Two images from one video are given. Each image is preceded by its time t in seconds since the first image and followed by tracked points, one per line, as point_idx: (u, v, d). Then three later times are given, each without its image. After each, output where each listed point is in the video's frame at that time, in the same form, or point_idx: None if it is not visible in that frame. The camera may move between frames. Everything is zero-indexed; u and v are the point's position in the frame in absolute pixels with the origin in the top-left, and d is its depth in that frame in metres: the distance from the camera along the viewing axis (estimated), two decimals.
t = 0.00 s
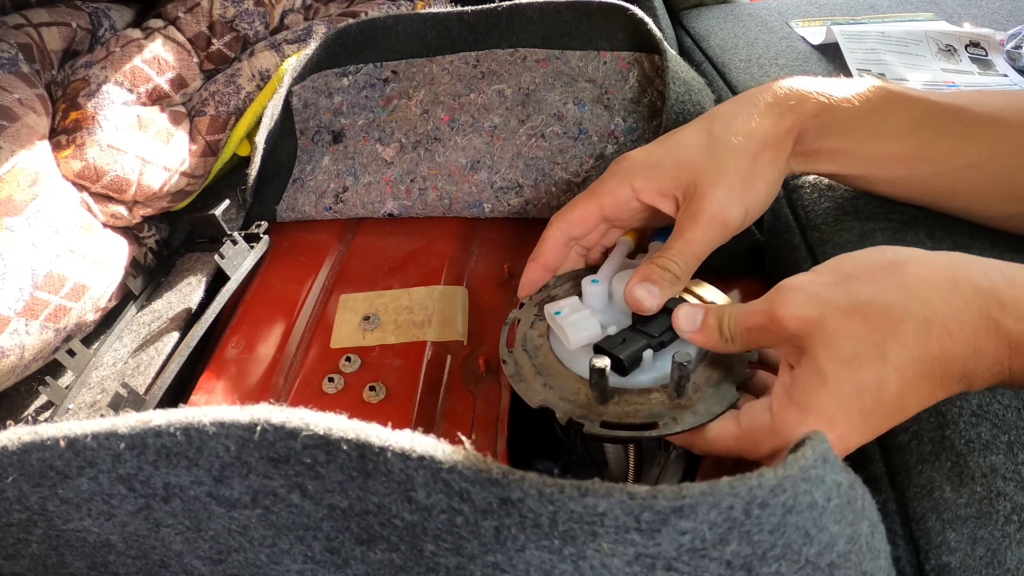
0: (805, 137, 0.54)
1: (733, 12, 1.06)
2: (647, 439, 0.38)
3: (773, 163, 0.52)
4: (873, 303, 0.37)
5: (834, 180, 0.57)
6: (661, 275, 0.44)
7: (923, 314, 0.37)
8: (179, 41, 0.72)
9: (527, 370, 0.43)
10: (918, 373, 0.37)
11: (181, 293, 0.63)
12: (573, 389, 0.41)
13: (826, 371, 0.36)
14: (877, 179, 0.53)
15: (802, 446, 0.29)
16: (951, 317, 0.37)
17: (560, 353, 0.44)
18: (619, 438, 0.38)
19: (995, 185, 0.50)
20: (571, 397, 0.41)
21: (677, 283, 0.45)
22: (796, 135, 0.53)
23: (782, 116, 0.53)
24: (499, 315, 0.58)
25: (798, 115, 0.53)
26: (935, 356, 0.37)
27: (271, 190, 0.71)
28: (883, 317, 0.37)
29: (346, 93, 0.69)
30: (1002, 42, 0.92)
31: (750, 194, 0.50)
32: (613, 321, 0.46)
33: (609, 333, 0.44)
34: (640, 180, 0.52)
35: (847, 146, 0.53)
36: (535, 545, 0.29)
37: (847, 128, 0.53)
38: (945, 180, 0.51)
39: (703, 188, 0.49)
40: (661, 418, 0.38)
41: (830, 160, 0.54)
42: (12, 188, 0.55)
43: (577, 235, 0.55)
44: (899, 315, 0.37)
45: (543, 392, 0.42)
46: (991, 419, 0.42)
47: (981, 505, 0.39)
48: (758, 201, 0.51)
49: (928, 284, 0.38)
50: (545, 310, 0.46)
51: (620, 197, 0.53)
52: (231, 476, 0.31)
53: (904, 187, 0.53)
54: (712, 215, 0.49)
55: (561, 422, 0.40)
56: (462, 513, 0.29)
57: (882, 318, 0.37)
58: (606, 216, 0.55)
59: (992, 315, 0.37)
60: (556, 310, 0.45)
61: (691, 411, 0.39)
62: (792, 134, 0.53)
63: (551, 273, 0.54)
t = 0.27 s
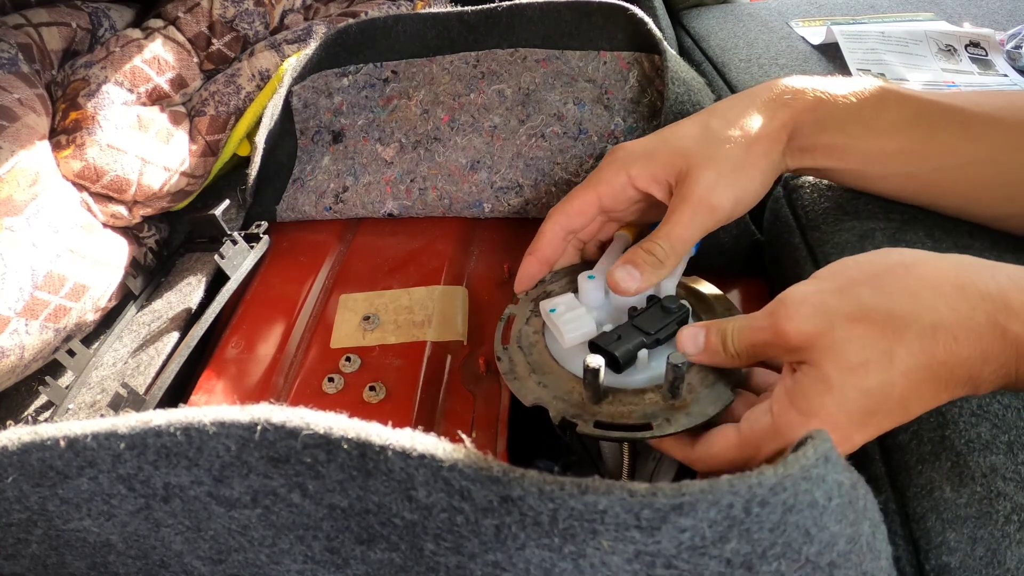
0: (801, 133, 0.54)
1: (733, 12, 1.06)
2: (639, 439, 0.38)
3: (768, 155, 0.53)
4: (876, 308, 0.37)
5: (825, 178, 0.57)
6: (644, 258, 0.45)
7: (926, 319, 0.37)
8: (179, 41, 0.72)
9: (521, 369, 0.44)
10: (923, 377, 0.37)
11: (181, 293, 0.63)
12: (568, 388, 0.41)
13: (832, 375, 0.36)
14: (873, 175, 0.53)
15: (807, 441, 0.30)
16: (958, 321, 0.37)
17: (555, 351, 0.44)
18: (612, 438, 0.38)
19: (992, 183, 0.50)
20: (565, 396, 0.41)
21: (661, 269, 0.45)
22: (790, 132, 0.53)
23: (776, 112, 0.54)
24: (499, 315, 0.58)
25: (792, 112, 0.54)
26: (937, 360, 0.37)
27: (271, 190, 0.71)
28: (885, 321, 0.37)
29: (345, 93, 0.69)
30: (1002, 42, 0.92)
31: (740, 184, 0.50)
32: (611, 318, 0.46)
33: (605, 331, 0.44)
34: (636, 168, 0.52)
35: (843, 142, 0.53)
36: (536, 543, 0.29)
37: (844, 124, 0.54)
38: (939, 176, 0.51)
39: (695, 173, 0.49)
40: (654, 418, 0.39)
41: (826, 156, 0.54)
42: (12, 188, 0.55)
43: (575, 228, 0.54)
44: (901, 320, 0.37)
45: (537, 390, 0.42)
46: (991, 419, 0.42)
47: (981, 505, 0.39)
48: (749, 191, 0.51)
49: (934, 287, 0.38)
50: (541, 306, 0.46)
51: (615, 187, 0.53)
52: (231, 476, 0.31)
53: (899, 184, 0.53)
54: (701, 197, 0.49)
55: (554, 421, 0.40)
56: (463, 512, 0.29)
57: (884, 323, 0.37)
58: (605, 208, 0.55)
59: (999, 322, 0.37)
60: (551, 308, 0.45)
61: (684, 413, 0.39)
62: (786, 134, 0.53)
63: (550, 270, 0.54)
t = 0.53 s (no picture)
0: (800, 145, 0.53)
1: (733, 12, 1.06)
2: (640, 437, 0.38)
3: (761, 168, 0.52)
4: (878, 294, 0.38)
5: (822, 187, 0.57)
6: (629, 271, 0.45)
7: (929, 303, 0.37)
8: (179, 41, 0.72)
9: (523, 373, 0.44)
10: (933, 363, 0.37)
11: (181, 293, 0.63)
12: (568, 390, 0.42)
13: (841, 363, 0.36)
14: (873, 184, 0.53)
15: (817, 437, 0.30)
16: (965, 305, 0.37)
17: (556, 352, 0.44)
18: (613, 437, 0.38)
19: (993, 189, 0.50)
20: (566, 398, 0.41)
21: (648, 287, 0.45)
22: (790, 144, 0.53)
23: (773, 126, 0.53)
24: (499, 315, 0.58)
25: (790, 124, 0.53)
26: (943, 342, 0.37)
27: (271, 190, 0.71)
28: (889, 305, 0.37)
29: (345, 93, 0.69)
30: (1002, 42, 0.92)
31: (733, 194, 0.50)
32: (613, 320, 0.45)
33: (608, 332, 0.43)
34: (631, 175, 0.52)
35: (842, 152, 0.53)
36: (537, 540, 0.29)
37: (842, 134, 0.53)
38: (938, 187, 0.51)
39: (689, 183, 0.49)
40: (654, 417, 0.39)
41: (826, 167, 0.54)
42: (12, 188, 0.55)
43: (575, 237, 0.54)
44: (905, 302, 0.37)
45: (539, 394, 0.42)
46: (991, 419, 0.42)
47: (981, 505, 0.39)
48: (741, 203, 0.51)
49: (940, 274, 0.38)
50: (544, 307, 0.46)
51: (610, 194, 0.53)
52: (231, 476, 0.31)
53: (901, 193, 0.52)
54: (689, 209, 0.48)
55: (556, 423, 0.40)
56: (464, 509, 0.29)
57: (887, 307, 0.37)
58: (602, 216, 0.55)
59: (1006, 304, 0.37)
60: (555, 308, 0.45)
61: (684, 409, 0.39)
62: (783, 143, 0.53)
63: (551, 279, 0.54)
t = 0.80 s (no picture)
0: (796, 145, 0.53)
1: (734, 12, 1.06)
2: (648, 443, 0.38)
3: (759, 168, 0.51)
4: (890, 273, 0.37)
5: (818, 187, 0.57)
6: (639, 289, 0.45)
7: (940, 284, 0.37)
8: (179, 41, 0.72)
9: (529, 379, 0.44)
10: (946, 344, 0.37)
11: (181, 293, 0.63)
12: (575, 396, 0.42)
13: (858, 346, 0.36)
14: (870, 185, 0.53)
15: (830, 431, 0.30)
16: (983, 285, 0.37)
17: (564, 360, 0.44)
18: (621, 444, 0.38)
19: (984, 188, 0.51)
20: (573, 404, 0.41)
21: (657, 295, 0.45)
22: (787, 145, 0.52)
23: (769, 127, 0.52)
24: (499, 315, 0.58)
25: (785, 124, 0.52)
26: (952, 322, 0.36)
27: (271, 190, 0.71)
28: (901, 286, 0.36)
29: (345, 93, 0.69)
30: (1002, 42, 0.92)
31: (729, 194, 0.49)
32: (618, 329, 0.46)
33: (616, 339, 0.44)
34: (627, 178, 0.52)
35: (839, 152, 0.53)
36: (537, 535, 0.29)
37: (839, 135, 0.53)
38: (934, 187, 0.52)
39: (685, 186, 0.49)
40: (661, 423, 0.39)
41: (822, 167, 0.54)
42: (12, 187, 0.55)
43: (573, 236, 0.54)
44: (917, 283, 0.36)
45: (546, 399, 0.42)
46: (991, 419, 0.42)
47: (981, 505, 0.39)
48: (738, 206, 0.50)
49: (956, 254, 0.37)
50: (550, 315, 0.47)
51: (609, 196, 0.53)
52: (232, 476, 0.31)
53: (894, 194, 0.53)
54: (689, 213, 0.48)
55: (563, 429, 0.40)
56: (465, 506, 0.29)
57: (902, 288, 0.36)
58: (598, 217, 0.55)
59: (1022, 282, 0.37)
60: (562, 316, 0.45)
61: (691, 417, 0.39)
62: (780, 144, 0.52)
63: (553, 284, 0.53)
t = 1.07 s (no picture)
0: (788, 144, 0.53)
1: (734, 12, 1.06)
2: (647, 441, 0.38)
3: (748, 165, 0.50)
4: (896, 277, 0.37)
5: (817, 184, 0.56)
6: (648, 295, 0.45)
7: (945, 288, 0.36)
8: (179, 41, 0.72)
9: (534, 370, 0.44)
10: (953, 351, 0.37)
11: (181, 293, 0.63)
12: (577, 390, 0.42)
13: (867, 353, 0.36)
14: (869, 182, 0.53)
15: (833, 431, 0.30)
16: (989, 290, 0.37)
17: (571, 357, 0.44)
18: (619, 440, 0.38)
19: (982, 188, 0.51)
20: (575, 398, 0.41)
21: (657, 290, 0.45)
22: (780, 144, 0.53)
23: (760, 126, 0.52)
24: (499, 315, 0.58)
25: (778, 124, 0.52)
26: (959, 328, 0.36)
27: (271, 190, 0.71)
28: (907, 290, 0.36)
29: (345, 93, 0.69)
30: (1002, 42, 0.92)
31: (719, 187, 0.49)
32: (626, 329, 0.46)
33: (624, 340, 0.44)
34: (619, 176, 0.52)
35: (834, 151, 0.53)
36: (538, 534, 0.29)
37: (833, 134, 0.53)
38: (936, 183, 0.51)
39: (674, 181, 0.48)
40: (661, 422, 0.39)
41: (816, 165, 0.54)
42: (12, 187, 0.55)
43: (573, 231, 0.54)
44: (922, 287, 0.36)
45: (548, 392, 0.42)
46: (991, 419, 0.42)
47: (981, 505, 0.39)
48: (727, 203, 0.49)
49: (962, 258, 0.37)
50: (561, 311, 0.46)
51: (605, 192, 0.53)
52: (232, 476, 0.31)
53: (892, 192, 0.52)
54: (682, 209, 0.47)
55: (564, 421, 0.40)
56: (466, 505, 0.29)
57: (910, 296, 0.36)
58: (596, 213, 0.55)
59: None
60: (572, 314, 0.45)
61: (692, 418, 0.39)
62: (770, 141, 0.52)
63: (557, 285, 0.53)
